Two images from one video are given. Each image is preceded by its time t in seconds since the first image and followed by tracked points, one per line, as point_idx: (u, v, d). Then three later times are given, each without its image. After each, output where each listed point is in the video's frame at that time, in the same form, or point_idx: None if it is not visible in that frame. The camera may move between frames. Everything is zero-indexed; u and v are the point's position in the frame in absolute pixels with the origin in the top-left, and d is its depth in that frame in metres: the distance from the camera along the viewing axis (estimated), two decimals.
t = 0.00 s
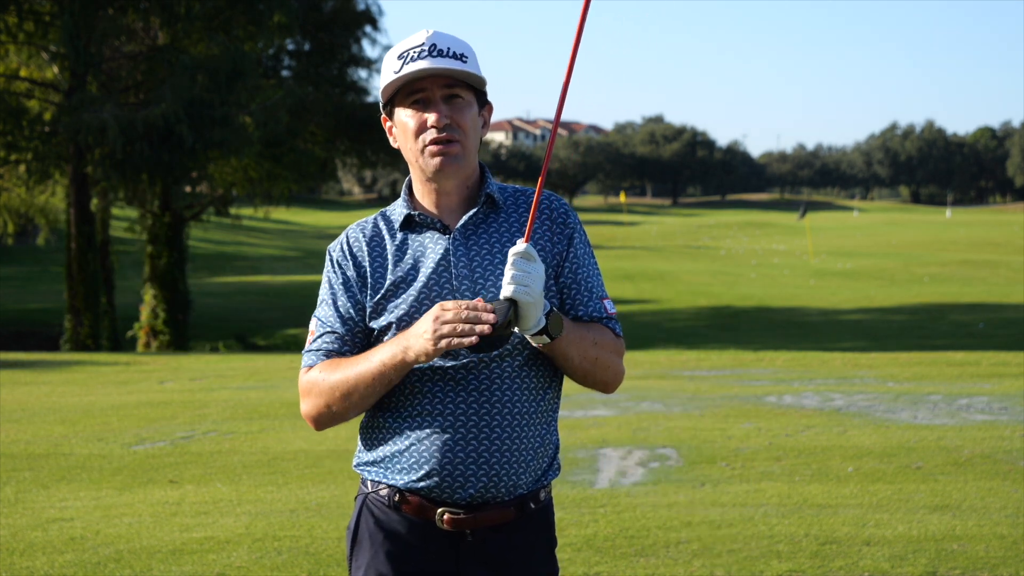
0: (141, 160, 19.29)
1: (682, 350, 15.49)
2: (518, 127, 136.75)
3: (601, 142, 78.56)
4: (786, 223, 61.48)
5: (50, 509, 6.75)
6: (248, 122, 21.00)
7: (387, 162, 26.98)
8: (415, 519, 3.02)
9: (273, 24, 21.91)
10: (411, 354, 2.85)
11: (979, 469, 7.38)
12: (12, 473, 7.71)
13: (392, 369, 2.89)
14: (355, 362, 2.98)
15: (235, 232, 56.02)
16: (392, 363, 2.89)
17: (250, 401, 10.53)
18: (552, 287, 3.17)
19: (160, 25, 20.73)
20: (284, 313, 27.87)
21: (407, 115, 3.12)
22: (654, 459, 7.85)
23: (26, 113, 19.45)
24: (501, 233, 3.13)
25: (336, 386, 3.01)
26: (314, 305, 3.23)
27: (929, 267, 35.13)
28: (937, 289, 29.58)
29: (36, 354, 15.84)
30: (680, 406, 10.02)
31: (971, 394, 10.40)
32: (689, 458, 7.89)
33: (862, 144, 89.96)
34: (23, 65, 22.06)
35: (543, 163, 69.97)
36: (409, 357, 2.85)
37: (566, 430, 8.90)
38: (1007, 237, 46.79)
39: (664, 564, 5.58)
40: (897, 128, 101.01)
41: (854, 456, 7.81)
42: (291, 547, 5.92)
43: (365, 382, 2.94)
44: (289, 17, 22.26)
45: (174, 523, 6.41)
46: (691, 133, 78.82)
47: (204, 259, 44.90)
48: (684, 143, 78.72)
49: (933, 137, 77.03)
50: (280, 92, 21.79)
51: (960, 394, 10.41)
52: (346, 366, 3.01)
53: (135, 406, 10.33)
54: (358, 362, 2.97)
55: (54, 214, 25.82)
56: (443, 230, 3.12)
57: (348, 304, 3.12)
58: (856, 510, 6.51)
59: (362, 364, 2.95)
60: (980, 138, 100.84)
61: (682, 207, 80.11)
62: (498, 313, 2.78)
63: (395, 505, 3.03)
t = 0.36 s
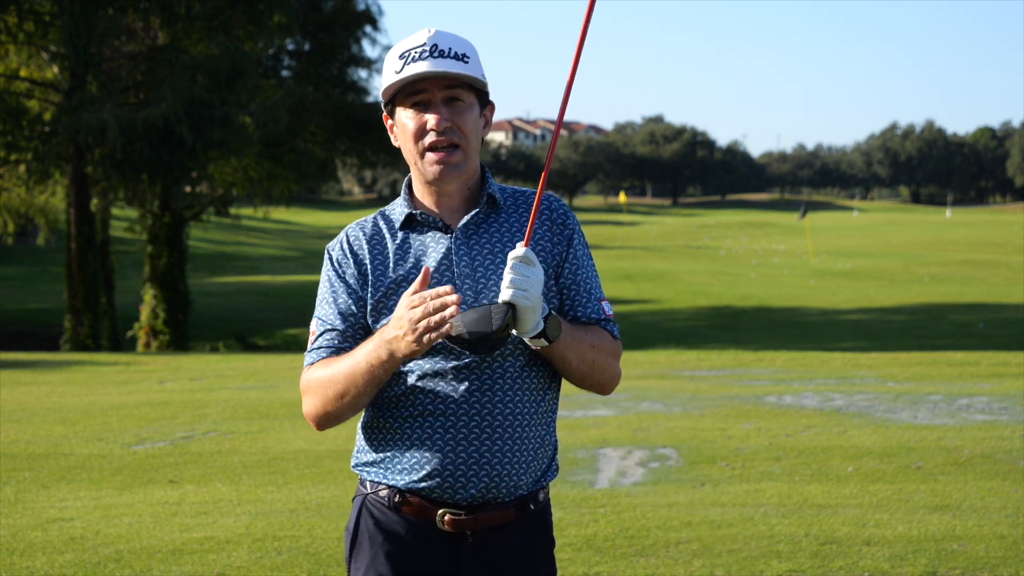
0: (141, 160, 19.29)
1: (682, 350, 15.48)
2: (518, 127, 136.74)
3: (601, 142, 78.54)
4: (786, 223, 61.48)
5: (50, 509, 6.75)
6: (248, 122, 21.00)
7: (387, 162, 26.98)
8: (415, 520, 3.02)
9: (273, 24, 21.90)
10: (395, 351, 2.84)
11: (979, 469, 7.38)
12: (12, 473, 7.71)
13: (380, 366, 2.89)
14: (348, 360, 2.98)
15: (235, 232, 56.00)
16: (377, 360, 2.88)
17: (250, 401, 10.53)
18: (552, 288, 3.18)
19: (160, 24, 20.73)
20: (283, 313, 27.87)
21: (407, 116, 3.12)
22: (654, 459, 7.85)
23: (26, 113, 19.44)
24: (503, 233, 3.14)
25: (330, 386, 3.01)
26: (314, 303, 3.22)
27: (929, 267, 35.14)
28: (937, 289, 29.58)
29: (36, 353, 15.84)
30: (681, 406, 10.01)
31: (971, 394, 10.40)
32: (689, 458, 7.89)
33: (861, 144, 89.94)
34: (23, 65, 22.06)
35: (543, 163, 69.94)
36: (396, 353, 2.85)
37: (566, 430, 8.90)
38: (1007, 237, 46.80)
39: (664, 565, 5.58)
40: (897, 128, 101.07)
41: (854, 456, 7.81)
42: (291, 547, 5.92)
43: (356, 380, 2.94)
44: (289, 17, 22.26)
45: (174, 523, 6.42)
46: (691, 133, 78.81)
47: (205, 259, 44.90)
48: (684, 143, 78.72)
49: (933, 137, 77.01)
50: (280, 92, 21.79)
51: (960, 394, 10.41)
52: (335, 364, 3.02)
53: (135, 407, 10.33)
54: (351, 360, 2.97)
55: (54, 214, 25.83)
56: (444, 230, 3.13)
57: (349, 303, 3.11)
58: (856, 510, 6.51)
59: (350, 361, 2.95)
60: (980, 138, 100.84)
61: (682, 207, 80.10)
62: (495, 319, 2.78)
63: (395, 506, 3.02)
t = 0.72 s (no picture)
0: (141, 160, 19.29)
1: (682, 350, 15.48)
2: (518, 127, 136.74)
3: (601, 142, 78.51)
4: (786, 223, 61.48)
5: (50, 509, 6.75)
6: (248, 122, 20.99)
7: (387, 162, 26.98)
8: (413, 520, 3.02)
9: (274, 24, 21.90)
10: (413, 371, 2.83)
11: (979, 469, 7.38)
12: (12, 473, 7.72)
13: (391, 383, 2.88)
14: (353, 370, 2.96)
15: (235, 232, 56.00)
16: (390, 377, 2.87)
17: (250, 401, 10.53)
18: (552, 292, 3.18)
19: (160, 24, 20.73)
20: (284, 313, 27.86)
21: (407, 116, 3.13)
22: (654, 459, 7.85)
23: (26, 113, 19.44)
24: (501, 235, 3.15)
25: (332, 393, 2.99)
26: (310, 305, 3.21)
27: (929, 267, 35.14)
28: (937, 289, 29.57)
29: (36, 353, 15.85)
30: (680, 406, 10.01)
31: (971, 394, 10.40)
32: (689, 458, 7.89)
33: (861, 144, 89.92)
34: (23, 65, 22.06)
35: (542, 163, 69.91)
36: (412, 374, 2.83)
37: (566, 430, 8.90)
38: (1007, 237, 46.80)
39: (664, 564, 5.58)
40: (896, 128, 101.10)
41: (854, 456, 7.81)
42: (291, 547, 5.92)
43: (363, 392, 2.93)
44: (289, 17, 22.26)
45: (174, 523, 6.42)
46: (691, 133, 78.79)
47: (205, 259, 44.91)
48: (684, 143, 78.73)
49: (933, 137, 76.97)
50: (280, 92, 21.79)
51: (960, 394, 10.42)
52: (340, 371, 3.00)
53: (135, 407, 10.33)
54: (356, 371, 2.96)
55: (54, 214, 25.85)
56: (442, 231, 3.13)
57: (346, 303, 3.09)
58: (856, 510, 6.51)
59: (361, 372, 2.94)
60: (980, 138, 100.85)
61: (682, 207, 80.09)
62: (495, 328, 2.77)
63: (394, 507, 3.02)
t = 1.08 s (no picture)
0: (141, 160, 19.29)
1: (682, 350, 15.47)
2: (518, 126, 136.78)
3: (601, 142, 78.47)
4: (786, 223, 61.51)
5: (50, 509, 6.75)
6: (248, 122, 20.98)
7: (387, 162, 26.97)
8: (413, 522, 3.01)
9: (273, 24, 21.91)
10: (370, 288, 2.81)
11: (979, 469, 7.38)
12: (12, 473, 7.71)
13: (359, 320, 2.83)
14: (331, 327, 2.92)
15: (235, 232, 56.00)
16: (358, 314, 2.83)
17: (250, 401, 10.53)
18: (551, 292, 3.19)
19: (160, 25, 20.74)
20: (283, 313, 27.86)
21: (406, 108, 3.12)
22: (654, 459, 7.85)
23: (26, 114, 19.44)
24: (501, 236, 3.16)
25: (316, 360, 2.93)
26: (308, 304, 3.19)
27: (929, 267, 35.14)
28: (937, 289, 29.56)
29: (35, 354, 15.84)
30: (680, 406, 10.01)
31: (971, 394, 10.40)
32: (689, 458, 7.89)
33: (861, 144, 89.90)
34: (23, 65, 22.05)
35: (542, 163, 69.91)
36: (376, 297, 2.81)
37: (566, 430, 8.90)
38: (1007, 237, 46.79)
39: (664, 565, 5.57)
40: (896, 129, 101.19)
41: (854, 456, 7.81)
42: (291, 547, 5.92)
43: (338, 343, 2.87)
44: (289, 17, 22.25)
45: (174, 523, 6.42)
46: (692, 133, 78.78)
47: (205, 259, 44.92)
48: (684, 143, 78.74)
49: (933, 137, 76.96)
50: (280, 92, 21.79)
51: (960, 394, 10.41)
52: (318, 336, 2.96)
53: (134, 406, 10.33)
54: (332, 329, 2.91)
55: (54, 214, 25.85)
56: (443, 230, 3.14)
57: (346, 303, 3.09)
58: (856, 510, 6.51)
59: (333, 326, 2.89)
60: (980, 137, 100.83)
61: (682, 207, 80.08)
62: (515, 338, 2.87)
63: (394, 509, 3.01)
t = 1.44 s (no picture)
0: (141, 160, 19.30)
1: (682, 350, 15.46)
2: (518, 126, 136.80)
3: (602, 141, 78.45)
4: (786, 223, 61.53)
5: (50, 509, 6.75)
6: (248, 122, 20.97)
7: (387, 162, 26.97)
8: (415, 526, 3.00)
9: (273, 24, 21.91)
10: (396, 345, 2.81)
11: (979, 469, 7.38)
12: (12, 473, 7.71)
13: (384, 367, 2.85)
14: (354, 363, 2.93)
15: (235, 232, 56.01)
16: (383, 361, 2.84)
17: (250, 401, 10.53)
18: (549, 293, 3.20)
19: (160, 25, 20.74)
20: (283, 313, 27.85)
21: (399, 116, 3.13)
22: (654, 459, 7.85)
23: (26, 114, 19.45)
24: (499, 238, 3.16)
25: (337, 391, 2.95)
26: (306, 308, 3.19)
27: (929, 267, 35.14)
28: (937, 289, 29.56)
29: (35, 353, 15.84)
30: (681, 406, 10.01)
31: (971, 394, 10.40)
32: (689, 458, 7.89)
33: (861, 144, 89.89)
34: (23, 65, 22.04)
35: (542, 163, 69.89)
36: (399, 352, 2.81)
37: (566, 430, 8.90)
38: (1007, 237, 46.79)
39: (664, 565, 5.57)
40: (896, 129, 101.22)
41: (854, 456, 7.81)
42: (291, 547, 5.92)
43: (361, 383, 2.89)
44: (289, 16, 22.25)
45: (174, 523, 6.42)
46: (692, 133, 78.77)
47: (205, 259, 44.92)
48: (684, 143, 78.76)
49: (933, 137, 76.95)
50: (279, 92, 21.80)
51: (960, 394, 10.41)
52: (340, 371, 2.97)
53: (134, 406, 10.33)
54: (355, 364, 2.93)
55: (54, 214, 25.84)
56: (441, 234, 3.13)
57: (345, 307, 3.08)
58: (856, 510, 6.51)
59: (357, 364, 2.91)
60: (980, 137, 100.81)
61: (682, 207, 80.07)
62: (517, 342, 2.82)
63: (396, 513, 3.00)
